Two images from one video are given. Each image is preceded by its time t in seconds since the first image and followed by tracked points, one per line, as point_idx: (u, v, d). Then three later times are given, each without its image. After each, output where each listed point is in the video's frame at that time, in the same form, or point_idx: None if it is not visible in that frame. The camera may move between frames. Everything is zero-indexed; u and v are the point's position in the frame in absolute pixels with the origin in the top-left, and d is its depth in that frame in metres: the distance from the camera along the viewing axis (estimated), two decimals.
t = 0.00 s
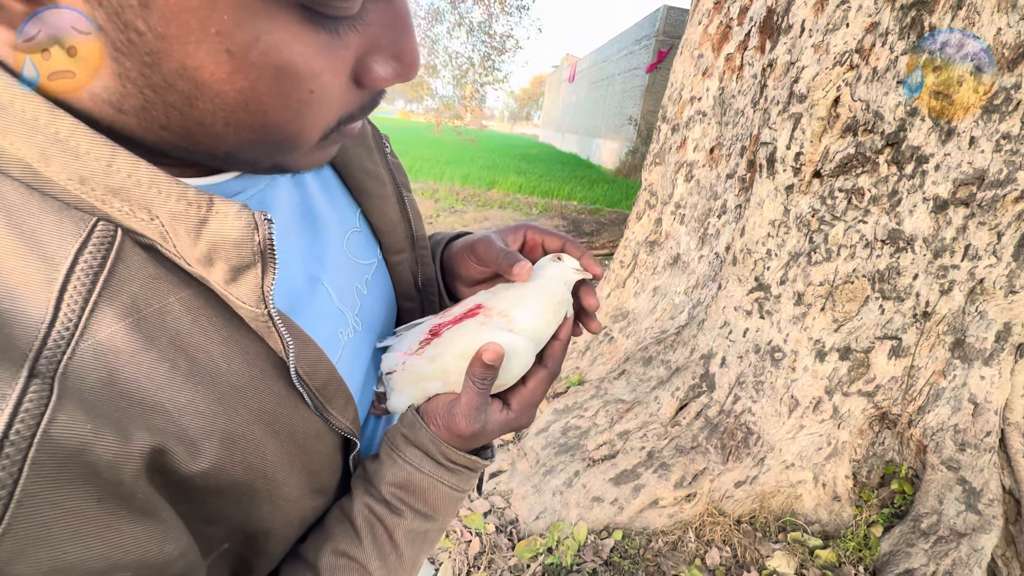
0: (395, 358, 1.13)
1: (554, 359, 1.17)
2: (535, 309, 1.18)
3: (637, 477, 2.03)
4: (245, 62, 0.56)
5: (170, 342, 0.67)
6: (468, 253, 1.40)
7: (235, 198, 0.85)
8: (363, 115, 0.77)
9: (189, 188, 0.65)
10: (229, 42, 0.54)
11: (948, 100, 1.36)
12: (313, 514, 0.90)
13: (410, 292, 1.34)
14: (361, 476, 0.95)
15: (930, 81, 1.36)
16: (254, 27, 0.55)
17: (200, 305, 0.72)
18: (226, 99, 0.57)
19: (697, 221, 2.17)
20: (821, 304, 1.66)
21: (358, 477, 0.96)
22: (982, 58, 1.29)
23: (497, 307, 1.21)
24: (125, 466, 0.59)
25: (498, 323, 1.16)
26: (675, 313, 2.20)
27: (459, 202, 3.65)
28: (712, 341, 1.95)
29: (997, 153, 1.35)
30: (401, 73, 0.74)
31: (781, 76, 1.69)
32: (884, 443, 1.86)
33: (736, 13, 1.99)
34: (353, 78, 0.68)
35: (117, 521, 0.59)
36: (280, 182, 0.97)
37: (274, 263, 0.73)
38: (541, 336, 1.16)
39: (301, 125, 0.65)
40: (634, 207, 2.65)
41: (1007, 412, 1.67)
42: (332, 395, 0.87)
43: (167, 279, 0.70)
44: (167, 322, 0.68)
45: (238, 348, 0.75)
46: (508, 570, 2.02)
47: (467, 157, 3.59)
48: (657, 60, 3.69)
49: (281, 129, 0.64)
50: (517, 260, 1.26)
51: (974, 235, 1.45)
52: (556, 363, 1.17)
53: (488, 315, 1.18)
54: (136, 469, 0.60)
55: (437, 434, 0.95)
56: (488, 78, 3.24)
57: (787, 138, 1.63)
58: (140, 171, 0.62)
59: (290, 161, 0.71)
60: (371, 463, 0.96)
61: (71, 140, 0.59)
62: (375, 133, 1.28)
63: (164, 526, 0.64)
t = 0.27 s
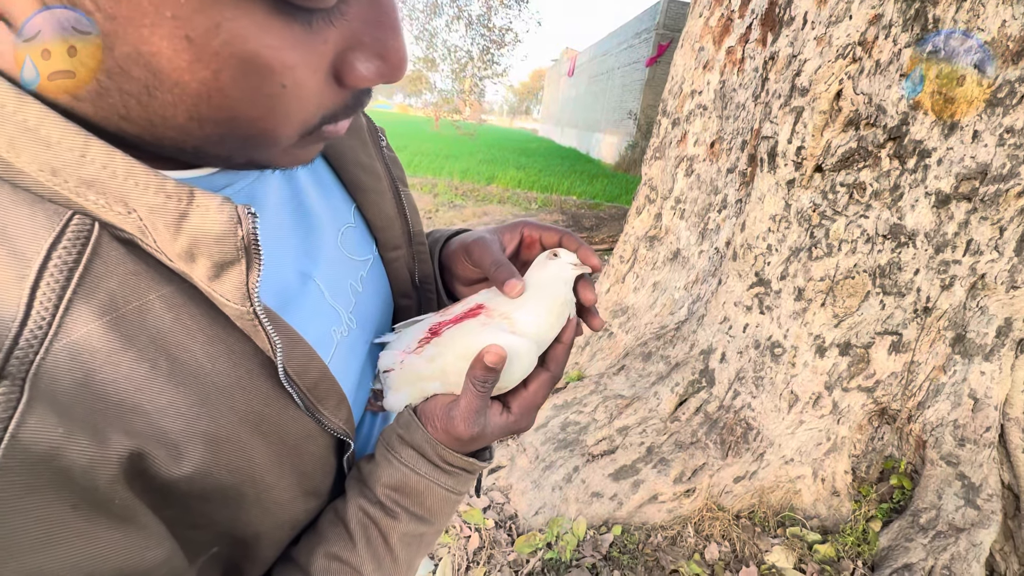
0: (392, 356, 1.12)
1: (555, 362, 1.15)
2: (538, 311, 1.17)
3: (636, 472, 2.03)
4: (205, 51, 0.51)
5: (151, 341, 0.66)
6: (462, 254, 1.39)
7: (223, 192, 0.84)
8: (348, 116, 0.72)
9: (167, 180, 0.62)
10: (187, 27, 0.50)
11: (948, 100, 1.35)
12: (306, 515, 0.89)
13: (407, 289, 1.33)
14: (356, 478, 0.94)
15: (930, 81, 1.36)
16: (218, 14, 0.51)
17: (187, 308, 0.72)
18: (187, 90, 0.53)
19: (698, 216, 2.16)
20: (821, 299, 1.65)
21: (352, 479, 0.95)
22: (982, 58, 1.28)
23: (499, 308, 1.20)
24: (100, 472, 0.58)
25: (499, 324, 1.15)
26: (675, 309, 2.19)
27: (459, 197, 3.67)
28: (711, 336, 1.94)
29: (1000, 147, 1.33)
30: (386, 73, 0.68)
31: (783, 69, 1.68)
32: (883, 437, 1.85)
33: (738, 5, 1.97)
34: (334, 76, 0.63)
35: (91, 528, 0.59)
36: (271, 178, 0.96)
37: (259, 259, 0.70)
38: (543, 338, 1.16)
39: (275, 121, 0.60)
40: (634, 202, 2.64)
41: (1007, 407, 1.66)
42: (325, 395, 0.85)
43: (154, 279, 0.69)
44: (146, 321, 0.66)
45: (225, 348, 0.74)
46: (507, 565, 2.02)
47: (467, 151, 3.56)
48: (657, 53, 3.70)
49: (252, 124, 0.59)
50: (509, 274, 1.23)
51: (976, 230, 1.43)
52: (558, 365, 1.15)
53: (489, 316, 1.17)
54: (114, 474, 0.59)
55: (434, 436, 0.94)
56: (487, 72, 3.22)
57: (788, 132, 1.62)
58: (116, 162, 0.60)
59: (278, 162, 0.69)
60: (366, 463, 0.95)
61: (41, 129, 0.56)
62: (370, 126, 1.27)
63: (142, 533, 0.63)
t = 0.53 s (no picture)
0: (391, 355, 1.11)
1: (558, 362, 1.15)
2: (539, 310, 1.16)
3: (636, 467, 2.02)
4: (178, 33, 0.51)
5: (133, 339, 0.64)
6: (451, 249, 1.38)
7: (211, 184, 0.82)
8: (341, 107, 0.72)
9: (146, 168, 0.61)
10: (156, 6, 0.49)
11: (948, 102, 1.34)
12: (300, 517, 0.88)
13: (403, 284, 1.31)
14: (352, 480, 0.93)
15: (930, 82, 1.35)
16: None
17: (177, 308, 0.70)
18: (159, 73, 0.53)
19: (698, 210, 2.14)
20: (822, 294, 1.64)
21: (349, 480, 0.94)
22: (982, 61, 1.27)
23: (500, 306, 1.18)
24: (75, 479, 0.56)
25: (500, 322, 1.14)
26: (675, 303, 2.17)
27: (458, 190, 3.60)
28: (712, 331, 1.93)
29: (1006, 141, 1.30)
30: (376, 63, 0.68)
31: (786, 60, 1.66)
32: (883, 433, 1.84)
33: None
34: (320, 62, 0.63)
35: (67, 535, 0.58)
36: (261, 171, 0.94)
37: (247, 252, 0.69)
38: (546, 338, 1.14)
39: (256, 109, 0.61)
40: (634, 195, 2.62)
41: (1008, 402, 1.64)
42: (317, 394, 0.84)
43: (143, 279, 0.67)
44: (127, 319, 0.64)
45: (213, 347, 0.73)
46: (506, 560, 2.01)
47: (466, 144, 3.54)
48: (657, 46, 3.70)
49: (231, 110, 0.59)
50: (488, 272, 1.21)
51: (980, 225, 1.41)
52: (560, 365, 1.14)
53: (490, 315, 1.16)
54: (92, 480, 0.58)
55: (433, 438, 0.93)
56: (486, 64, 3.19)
57: (791, 125, 1.60)
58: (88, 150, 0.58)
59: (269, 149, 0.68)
60: (364, 464, 0.94)
61: (8, 114, 0.55)
62: (365, 116, 1.25)
63: (122, 541, 0.63)
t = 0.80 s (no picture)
0: (382, 350, 1.09)
1: (552, 353, 1.11)
2: (533, 300, 1.13)
3: (636, 464, 2.01)
4: None
5: (106, 334, 0.62)
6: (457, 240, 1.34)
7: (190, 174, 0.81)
8: (320, 89, 0.69)
9: (118, 152, 0.58)
10: None
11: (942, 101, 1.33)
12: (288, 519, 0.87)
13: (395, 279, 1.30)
14: (344, 478, 0.91)
15: (929, 82, 1.33)
16: None
17: (158, 306, 0.68)
18: (128, 41, 0.50)
19: (700, 205, 2.12)
20: (825, 290, 1.61)
21: (340, 479, 0.92)
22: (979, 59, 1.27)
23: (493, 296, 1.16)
24: (46, 480, 0.55)
25: (493, 313, 1.11)
26: (675, 299, 2.16)
27: (457, 185, 3.58)
28: (713, 328, 1.92)
29: (1014, 134, 1.29)
30: (363, 42, 0.66)
31: (790, 53, 1.63)
32: (884, 429, 1.82)
33: None
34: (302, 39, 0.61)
35: (42, 540, 0.56)
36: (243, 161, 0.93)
37: (226, 240, 0.67)
38: (539, 327, 1.12)
39: (231, 86, 0.58)
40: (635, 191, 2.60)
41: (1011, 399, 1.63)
42: (305, 393, 0.82)
43: (124, 277, 0.65)
44: (98, 312, 0.62)
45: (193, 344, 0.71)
46: (506, 557, 2.01)
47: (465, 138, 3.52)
48: (657, 40, 3.69)
49: (206, 83, 0.57)
50: (513, 264, 1.17)
51: (985, 220, 1.39)
52: (554, 356, 1.11)
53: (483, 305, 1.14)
54: (63, 481, 0.56)
55: (425, 431, 0.91)
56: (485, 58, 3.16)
57: (795, 119, 1.58)
58: (56, 131, 0.54)
59: (246, 140, 0.67)
60: (354, 463, 0.92)
61: None
62: (352, 105, 1.22)
63: (101, 545, 0.61)
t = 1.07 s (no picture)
0: (372, 351, 1.08)
1: (547, 355, 1.10)
2: (527, 299, 1.10)
3: (636, 462, 1.99)
4: None
5: (70, 332, 0.61)
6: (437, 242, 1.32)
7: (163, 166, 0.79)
8: (306, 72, 0.69)
9: (79, 138, 0.55)
10: None
11: (943, 100, 1.32)
12: (272, 521, 0.86)
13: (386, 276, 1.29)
14: (332, 483, 0.90)
15: (929, 81, 1.32)
16: None
17: (135, 306, 0.67)
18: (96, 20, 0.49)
19: (701, 202, 2.10)
20: (828, 288, 1.60)
21: (329, 483, 0.91)
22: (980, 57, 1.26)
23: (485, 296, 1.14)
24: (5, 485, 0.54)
25: (486, 313, 1.09)
26: (676, 297, 2.14)
27: (457, 182, 3.51)
28: (714, 325, 1.90)
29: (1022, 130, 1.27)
30: (343, 19, 0.66)
31: (794, 47, 1.61)
32: (886, 427, 1.80)
33: None
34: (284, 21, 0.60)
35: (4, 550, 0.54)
36: (223, 154, 0.91)
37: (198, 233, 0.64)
38: (534, 328, 1.09)
39: (211, 68, 0.57)
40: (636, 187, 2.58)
41: (1013, 396, 1.60)
42: (288, 393, 0.80)
43: (100, 276, 0.64)
44: (62, 309, 0.60)
45: (167, 342, 0.70)
46: (506, 555, 2.00)
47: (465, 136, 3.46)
48: (657, 35, 3.66)
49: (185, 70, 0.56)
50: (480, 272, 1.11)
51: (990, 217, 1.37)
52: (550, 358, 1.09)
53: (475, 305, 1.11)
54: (20, 489, 0.55)
55: (416, 435, 0.90)
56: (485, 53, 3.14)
57: (798, 114, 1.56)
58: (12, 116, 0.52)
59: (231, 124, 0.67)
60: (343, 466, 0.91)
61: None
62: (339, 94, 1.20)
63: (66, 554, 0.60)
